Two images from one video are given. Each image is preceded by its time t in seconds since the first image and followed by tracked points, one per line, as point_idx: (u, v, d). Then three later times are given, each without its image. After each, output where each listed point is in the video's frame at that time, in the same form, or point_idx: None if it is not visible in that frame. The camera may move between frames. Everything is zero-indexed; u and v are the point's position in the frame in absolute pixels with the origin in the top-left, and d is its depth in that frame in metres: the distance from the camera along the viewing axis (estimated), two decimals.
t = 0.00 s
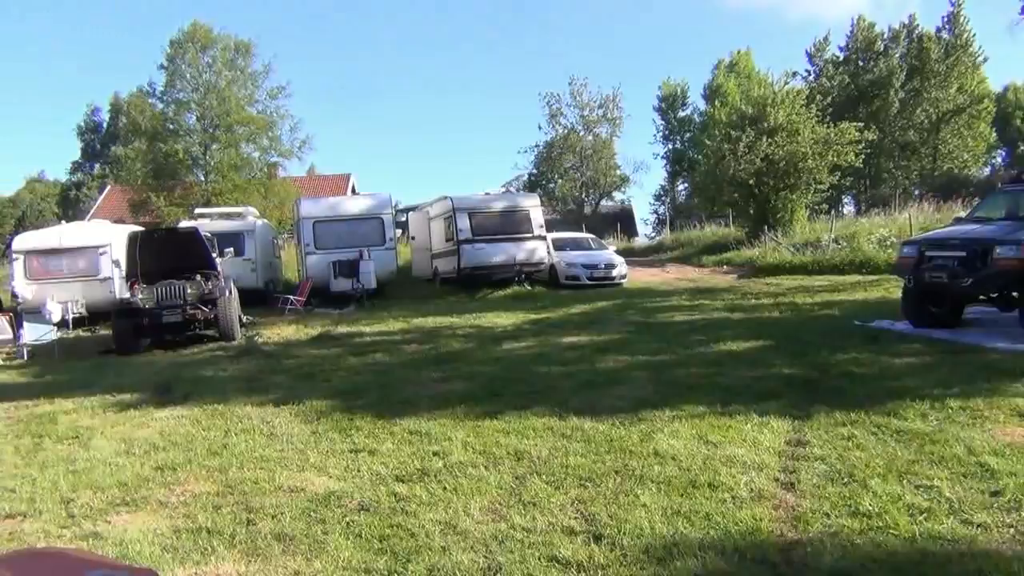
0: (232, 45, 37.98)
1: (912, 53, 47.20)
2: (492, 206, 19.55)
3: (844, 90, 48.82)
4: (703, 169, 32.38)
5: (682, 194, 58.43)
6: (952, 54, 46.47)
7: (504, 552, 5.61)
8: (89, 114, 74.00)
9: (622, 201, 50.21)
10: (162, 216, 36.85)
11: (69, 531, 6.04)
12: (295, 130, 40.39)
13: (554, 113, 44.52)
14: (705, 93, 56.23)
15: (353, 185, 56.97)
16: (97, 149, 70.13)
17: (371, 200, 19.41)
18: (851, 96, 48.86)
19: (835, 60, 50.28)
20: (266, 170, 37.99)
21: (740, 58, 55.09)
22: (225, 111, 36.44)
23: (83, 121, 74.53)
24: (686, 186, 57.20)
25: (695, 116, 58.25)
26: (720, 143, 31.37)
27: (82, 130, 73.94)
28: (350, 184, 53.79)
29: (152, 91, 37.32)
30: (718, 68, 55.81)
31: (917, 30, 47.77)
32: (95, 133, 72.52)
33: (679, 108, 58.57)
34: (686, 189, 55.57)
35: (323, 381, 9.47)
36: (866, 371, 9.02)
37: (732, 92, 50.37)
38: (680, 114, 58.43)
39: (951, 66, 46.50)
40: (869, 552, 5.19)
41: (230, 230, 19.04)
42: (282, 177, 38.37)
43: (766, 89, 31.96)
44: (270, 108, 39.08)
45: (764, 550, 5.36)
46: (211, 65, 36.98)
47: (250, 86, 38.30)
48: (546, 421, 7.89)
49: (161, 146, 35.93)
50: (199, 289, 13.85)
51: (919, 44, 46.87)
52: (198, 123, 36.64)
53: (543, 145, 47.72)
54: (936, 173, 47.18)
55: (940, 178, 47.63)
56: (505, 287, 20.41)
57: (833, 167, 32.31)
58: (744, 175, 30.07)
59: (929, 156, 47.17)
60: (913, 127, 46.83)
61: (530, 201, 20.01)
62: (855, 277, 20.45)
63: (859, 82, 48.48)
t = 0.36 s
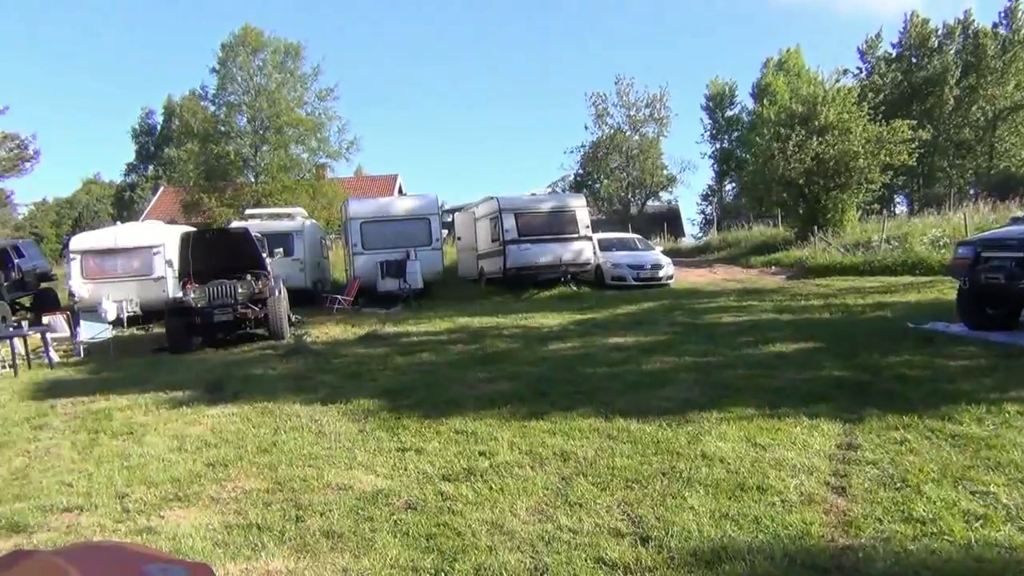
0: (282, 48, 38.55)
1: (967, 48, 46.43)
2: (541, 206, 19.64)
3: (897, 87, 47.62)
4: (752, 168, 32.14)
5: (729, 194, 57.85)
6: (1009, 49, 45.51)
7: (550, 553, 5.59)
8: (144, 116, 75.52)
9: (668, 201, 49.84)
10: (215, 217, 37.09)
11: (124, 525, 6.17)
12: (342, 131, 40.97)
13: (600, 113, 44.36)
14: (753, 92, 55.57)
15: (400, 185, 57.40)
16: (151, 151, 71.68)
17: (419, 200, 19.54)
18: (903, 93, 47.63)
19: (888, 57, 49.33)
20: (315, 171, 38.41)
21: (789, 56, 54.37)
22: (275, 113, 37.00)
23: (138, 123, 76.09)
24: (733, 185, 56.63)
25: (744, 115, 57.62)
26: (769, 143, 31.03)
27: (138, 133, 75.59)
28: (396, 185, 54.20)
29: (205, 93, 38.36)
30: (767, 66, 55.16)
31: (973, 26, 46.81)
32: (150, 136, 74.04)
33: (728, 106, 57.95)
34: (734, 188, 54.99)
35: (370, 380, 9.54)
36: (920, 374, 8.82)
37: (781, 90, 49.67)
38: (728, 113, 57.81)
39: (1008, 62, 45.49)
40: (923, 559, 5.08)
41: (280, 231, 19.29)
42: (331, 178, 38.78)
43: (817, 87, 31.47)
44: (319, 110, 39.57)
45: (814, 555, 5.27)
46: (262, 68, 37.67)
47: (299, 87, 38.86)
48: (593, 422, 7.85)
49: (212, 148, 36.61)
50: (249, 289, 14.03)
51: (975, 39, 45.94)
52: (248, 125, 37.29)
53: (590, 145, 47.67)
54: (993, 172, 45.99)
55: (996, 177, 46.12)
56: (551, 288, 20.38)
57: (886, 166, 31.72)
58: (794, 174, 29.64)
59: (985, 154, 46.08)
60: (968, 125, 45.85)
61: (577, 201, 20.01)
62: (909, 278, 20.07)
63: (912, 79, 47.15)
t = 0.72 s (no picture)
0: (329, 48, 38.93)
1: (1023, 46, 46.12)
2: (586, 205, 19.61)
3: (950, 85, 46.33)
4: (800, 167, 31.74)
5: (777, 194, 57.14)
6: None
7: (595, 553, 5.56)
8: (194, 116, 76.66)
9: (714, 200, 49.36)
10: (262, 215, 37.62)
11: (175, 517, 6.28)
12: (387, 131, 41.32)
13: (646, 111, 44.06)
14: (802, 90, 54.76)
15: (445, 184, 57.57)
16: (202, 150, 72.88)
17: (466, 199, 19.58)
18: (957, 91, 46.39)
19: (941, 54, 48.05)
20: (362, 170, 38.64)
21: (839, 54, 53.54)
22: (323, 113, 37.47)
23: (190, 123, 77.31)
24: (781, 185, 55.93)
25: (792, 113, 56.93)
26: (818, 141, 30.61)
27: (189, 132, 76.78)
28: (442, 184, 54.42)
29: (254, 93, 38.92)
30: (816, 64, 54.44)
31: None
32: (201, 135, 75.09)
33: (775, 105, 57.31)
34: (782, 188, 54.29)
35: (415, 378, 9.60)
36: (975, 378, 8.62)
37: (831, 89, 48.87)
38: (776, 111, 57.19)
39: None
40: (976, 567, 4.96)
41: (327, 229, 19.50)
42: (377, 177, 39.01)
43: (867, 85, 31.09)
44: (366, 110, 39.90)
45: (864, 560, 5.18)
46: (310, 68, 38.12)
47: (345, 87, 39.22)
48: (638, 423, 7.81)
49: (261, 147, 37.17)
50: (297, 287, 14.13)
51: None
52: (296, 125, 37.83)
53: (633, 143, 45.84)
54: None
55: None
56: (595, 288, 20.35)
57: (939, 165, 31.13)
58: (844, 173, 29.17)
59: None
60: None
61: (622, 201, 19.92)
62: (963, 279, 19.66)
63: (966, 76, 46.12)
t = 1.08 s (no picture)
0: (376, 48, 39.12)
1: None
2: (631, 204, 19.54)
3: (1007, 81, 45.32)
4: (850, 166, 31.31)
5: (826, 192, 56.32)
6: None
7: (640, 553, 5.52)
8: (244, 115, 77.70)
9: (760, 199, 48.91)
10: (310, 213, 38.42)
11: (225, 510, 6.37)
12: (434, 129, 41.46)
13: (693, 109, 43.70)
14: (852, 87, 53.72)
15: (489, 183, 57.69)
16: (251, 149, 73.92)
17: (511, 198, 19.67)
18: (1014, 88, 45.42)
19: (997, 50, 47.05)
20: (407, 168, 38.75)
21: (891, 50, 52.62)
22: (369, 112, 37.51)
23: (239, 122, 78.40)
24: (830, 184, 55.11)
25: (842, 111, 56.11)
26: (868, 139, 30.37)
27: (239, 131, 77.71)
28: (486, 182, 54.56)
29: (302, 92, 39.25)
30: (867, 60, 53.55)
31: None
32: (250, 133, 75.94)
33: (825, 103, 56.59)
34: (830, 187, 53.51)
35: (460, 376, 9.62)
36: None
37: (882, 86, 47.90)
38: (825, 109, 56.42)
39: None
40: None
41: (373, 227, 19.67)
42: (422, 175, 39.19)
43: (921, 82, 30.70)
44: (412, 108, 40.18)
45: (917, 566, 5.07)
46: (357, 67, 38.29)
47: (392, 86, 39.16)
48: (683, 423, 7.74)
49: (309, 146, 37.59)
50: (343, 284, 14.26)
51: None
52: (344, 123, 38.00)
53: (680, 142, 45.45)
54: None
55: None
56: (640, 287, 20.26)
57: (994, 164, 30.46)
58: (896, 171, 28.57)
59: None
60: None
61: (668, 199, 19.76)
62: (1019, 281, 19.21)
63: None
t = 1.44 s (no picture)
0: (420, 46, 39.56)
1: None
2: (674, 201, 19.37)
3: None
4: (899, 163, 30.75)
5: (874, 190, 55.33)
6: None
7: (682, 554, 5.48)
8: (290, 114, 78.53)
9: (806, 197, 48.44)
10: (353, 211, 38.25)
11: (269, 503, 6.45)
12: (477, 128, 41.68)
13: (738, 107, 43.22)
14: (900, 83, 52.71)
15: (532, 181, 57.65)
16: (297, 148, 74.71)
17: (553, 195, 19.63)
18: None
19: None
20: (450, 166, 39.02)
21: (941, 46, 51.62)
22: (413, 110, 37.82)
23: (285, 121, 79.28)
24: (878, 181, 54.12)
25: (891, 107, 55.17)
26: (917, 136, 29.63)
27: (284, 129, 78.38)
28: (529, 180, 54.54)
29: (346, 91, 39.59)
30: (916, 55, 52.54)
31: None
32: (295, 132, 76.40)
33: (873, 99, 55.68)
34: (879, 185, 52.54)
35: (501, 373, 9.63)
36: None
37: (932, 83, 46.91)
38: (874, 105, 55.46)
39: None
40: None
41: (416, 225, 19.80)
42: (464, 173, 39.29)
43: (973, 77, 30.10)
44: (455, 106, 40.41)
45: (967, 571, 4.96)
46: (401, 65, 38.70)
47: (436, 84, 39.68)
48: (727, 423, 7.67)
49: (353, 144, 37.80)
50: (386, 281, 14.29)
51: None
52: (387, 121, 38.21)
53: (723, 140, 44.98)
54: None
55: None
56: (682, 285, 20.09)
57: None
58: (946, 168, 27.87)
59: None
60: None
61: (711, 197, 19.57)
62: None
63: None
